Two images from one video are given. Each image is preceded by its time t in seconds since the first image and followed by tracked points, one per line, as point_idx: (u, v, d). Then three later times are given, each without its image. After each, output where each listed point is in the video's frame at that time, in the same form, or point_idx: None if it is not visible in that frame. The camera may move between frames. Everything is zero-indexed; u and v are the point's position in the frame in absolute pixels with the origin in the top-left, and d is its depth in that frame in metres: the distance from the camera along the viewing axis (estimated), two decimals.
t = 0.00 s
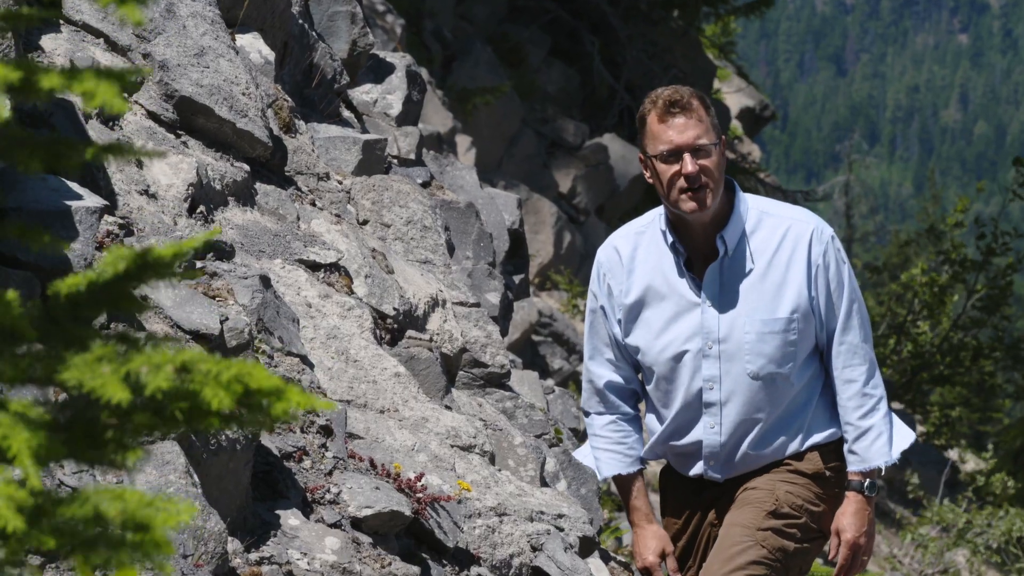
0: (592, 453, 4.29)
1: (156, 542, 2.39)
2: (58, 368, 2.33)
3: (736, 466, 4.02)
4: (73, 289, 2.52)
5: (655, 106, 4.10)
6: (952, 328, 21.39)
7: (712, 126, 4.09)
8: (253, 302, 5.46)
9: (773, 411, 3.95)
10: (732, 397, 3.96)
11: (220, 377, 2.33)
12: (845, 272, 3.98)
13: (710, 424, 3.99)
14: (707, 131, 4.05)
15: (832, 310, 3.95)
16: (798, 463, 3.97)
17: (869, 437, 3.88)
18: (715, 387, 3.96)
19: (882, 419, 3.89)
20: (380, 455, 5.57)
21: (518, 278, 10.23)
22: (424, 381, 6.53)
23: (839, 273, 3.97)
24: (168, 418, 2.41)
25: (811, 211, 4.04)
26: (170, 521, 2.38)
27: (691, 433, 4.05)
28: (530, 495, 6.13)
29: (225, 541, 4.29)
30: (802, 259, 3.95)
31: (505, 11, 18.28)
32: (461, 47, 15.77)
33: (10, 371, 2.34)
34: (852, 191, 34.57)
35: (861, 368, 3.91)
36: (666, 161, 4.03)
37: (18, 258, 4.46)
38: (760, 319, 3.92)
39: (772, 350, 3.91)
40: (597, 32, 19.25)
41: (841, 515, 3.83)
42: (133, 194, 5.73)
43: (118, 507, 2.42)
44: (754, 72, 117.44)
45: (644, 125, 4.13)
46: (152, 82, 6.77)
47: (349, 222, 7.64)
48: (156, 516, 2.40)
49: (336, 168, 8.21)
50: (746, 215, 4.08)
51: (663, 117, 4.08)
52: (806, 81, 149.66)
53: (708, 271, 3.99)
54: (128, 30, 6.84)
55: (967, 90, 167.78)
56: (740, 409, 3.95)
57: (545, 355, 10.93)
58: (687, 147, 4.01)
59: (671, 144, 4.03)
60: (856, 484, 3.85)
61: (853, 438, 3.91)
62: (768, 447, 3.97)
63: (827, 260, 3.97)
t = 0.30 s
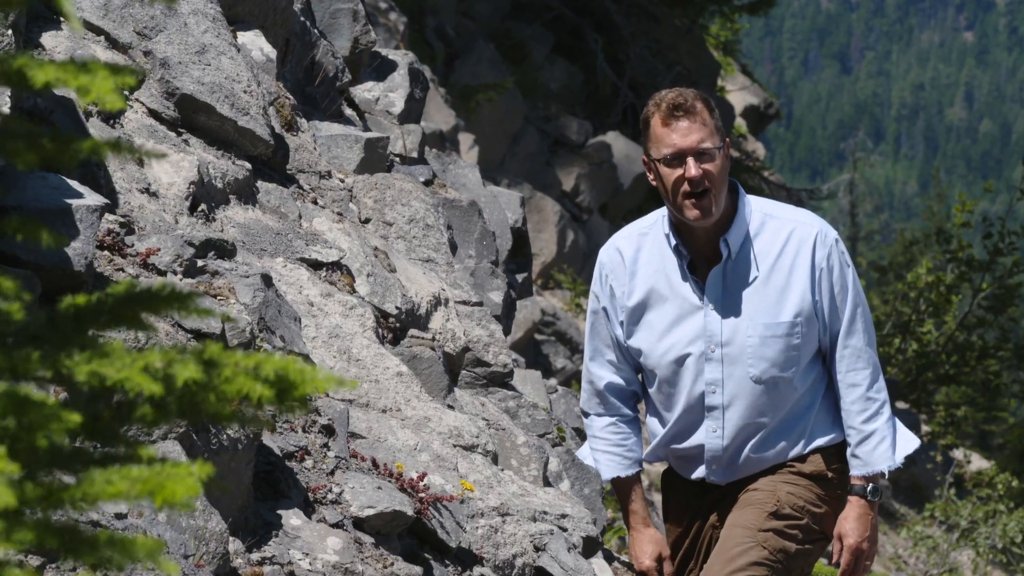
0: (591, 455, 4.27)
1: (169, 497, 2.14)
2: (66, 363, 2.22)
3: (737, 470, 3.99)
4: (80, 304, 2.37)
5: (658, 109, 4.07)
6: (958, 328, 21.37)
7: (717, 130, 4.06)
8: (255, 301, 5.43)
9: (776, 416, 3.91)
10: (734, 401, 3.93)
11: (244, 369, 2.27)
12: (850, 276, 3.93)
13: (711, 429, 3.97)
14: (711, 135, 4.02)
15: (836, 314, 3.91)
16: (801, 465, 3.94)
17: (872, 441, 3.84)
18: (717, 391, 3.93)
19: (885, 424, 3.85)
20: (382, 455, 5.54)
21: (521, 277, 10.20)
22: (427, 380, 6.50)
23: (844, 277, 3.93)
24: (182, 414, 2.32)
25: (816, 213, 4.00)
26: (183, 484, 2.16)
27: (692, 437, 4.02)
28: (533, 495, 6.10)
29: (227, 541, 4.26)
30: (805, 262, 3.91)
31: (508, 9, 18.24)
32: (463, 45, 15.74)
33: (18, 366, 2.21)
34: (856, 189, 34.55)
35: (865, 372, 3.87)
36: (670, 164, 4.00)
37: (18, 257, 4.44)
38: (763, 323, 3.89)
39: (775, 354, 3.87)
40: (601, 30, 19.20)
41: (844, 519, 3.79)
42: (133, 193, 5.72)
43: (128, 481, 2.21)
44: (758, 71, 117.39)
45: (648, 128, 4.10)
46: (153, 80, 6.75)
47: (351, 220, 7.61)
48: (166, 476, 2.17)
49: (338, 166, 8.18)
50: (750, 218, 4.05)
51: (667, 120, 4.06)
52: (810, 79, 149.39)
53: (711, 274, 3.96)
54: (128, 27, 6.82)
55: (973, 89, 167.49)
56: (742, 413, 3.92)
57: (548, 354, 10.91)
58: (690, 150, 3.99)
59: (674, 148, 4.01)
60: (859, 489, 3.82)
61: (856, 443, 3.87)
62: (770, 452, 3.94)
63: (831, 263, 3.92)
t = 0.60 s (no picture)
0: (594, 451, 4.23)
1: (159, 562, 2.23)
2: (60, 370, 2.29)
3: (738, 467, 3.96)
4: (83, 298, 2.46)
5: (663, 101, 4.03)
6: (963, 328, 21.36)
7: (722, 122, 4.01)
8: (256, 300, 5.41)
9: (777, 412, 3.88)
10: (737, 397, 3.90)
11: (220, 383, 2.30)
12: (855, 273, 3.90)
13: (713, 424, 3.94)
14: (716, 127, 3.98)
15: (840, 311, 3.88)
16: (804, 464, 3.90)
17: (874, 440, 3.80)
18: (719, 386, 3.91)
19: (888, 423, 3.82)
20: (384, 454, 5.51)
21: (523, 276, 10.17)
22: (430, 380, 6.46)
23: (848, 275, 3.90)
24: (179, 429, 2.37)
25: (820, 211, 3.98)
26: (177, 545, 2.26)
27: (694, 433, 4.00)
28: (536, 494, 6.07)
29: (228, 542, 4.24)
30: (809, 259, 3.89)
31: (511, 7, 18.21)
32: (465, 43, 15.73)
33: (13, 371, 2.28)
34: (861, 187, 34.54)
35: (868, 371, 3.85)
36: (674, 156, 3.96)
37: (18, 256, 4.41)
38: (766, 318, 3.86)
39: (778, 350, 3.84)
40: (604, 27, 19.17)
41: (845, 519, 3.77)
42: (134, 191, 5.69)
43: (126, 526, 2.31)
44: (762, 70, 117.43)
45: (653, 119, 4.06)
46: (154, 77, 6.72)
47: (353, 219, 7.58)
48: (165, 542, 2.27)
49: (340, 164, 8.15)
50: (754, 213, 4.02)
51: (672, 111, 4.01)
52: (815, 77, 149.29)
53: (715, 268, 3.94)
54: (129, 26, 6.80)
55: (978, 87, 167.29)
56: (745, 409, 3.89)
57: (551, 353, 10.89)
58: (695, 142, 3.95)
59: (679, 139, 3.97)
60: (860, 488, 3.79)
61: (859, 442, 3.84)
62: (772, 449, 3.90)
63: (835, 260, 3.90)
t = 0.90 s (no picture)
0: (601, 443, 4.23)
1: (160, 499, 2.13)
2: (69, 362, 2.21)
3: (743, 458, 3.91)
4: (78, 297, 2.35)
5: (675, 87, 4.04)
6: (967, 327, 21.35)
7: (733, 109, 4.01)
8: (257, 299, 5.38)
9: (782, 402, 3.85)
10: (742, 385, 3.87)
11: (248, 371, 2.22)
12: (864, 267, 3.87)
13: (717, 413, 3.91)
14: (726, 113, 3.98)
15: (847, 302, 3.85)
16: (810, 461, 3.86)
17: (879, 435, 3.78)
18: (723, 375, 3.88)
19: (893, 418, 3.78)
20: (386, 455, 5.48)
21: (527, 275, 10.15)
22: (432, 379, 6.43)
23: (857, 267, 3.87)
24: (183, 414, 2.30)
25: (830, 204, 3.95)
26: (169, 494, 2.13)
27: (698, 423, 3.97)
28: (539, 495, 6.05)
29: (230, 542, 4.20)
30: (817, 250, 3.86)
31: (514, 5, 18.17)
32: (468, 41, 15.70)
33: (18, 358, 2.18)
34: (864, 186, 34.55)
35: (875, 365, 3.81)
36: (683, 142, 3.96)
37: (19, 255, 4.38)
38: (771, 307, 3.84)
39: (783, 339, 3.81)
40: (607, 25, 19.15)
41: (850, 514, 3.72)
42: (135, 190, 5.66)
43: (122, 485, 2.20)
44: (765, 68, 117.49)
45: (665, 106, 4.07)
46: (155, 75, 6.70)
47: (355, 218, 7.55)
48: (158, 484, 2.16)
49: (341, 163, 8.13)
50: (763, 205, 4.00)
51: (683, 97, 4.01)
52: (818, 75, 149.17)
53: (722, 256, 3.92)
54: (130, 23, 6.78)
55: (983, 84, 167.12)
56: (749, 399, 3.87)
57: (554, 353, 10.86)
58: (704, 128, 3.95)
59: (688, 125, 3.97)
60: (865, 484, 3.75)
61: (864, 437, 3.80)
62: (777, 441, 3.86)
63: (843, 253, 3.87)
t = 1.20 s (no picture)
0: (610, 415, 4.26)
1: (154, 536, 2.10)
2: (56, 364, 2.20)
3: (744, 445, 3.89)
4: (83, 304, 2.38)
5: (682, 74, 4.06)
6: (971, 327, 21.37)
7: (742, 96, 4.00)
8: (259, 298, 5.36)
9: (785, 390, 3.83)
10: (743, 370, 3.87)
11: (229, 375, 2.21)
12: (872, 260, 3.86)
13: (718, 397, 3.90)
14: (734, 99, 3.98)
15: (854, 294, 3.84)
16: (815, 457, 3.84)
17: (883, 429, 3.74)
18: (725, 359, 3.88)
19: (898, 413, 3.75)
20: (388, 455, 5.46)
21: (530, 274, 10.13)
22: (434, 379, 6.41)
23: (867, 261, 3.86)
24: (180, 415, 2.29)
25: (843, 197, 3.95)
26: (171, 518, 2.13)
27: (699, 407, 3.96)
28: (541, 494, 6.02)
29: (231, 542, 4.18)
30: (825, 240, 3.86)
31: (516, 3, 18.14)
32: (470, 39, 15.67)
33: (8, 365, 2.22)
34: (868, 184, 34.56)
35: (882, 359, 3.78)
36: (689, 129, 3.99)
37: (17, 253, 4.36)
38: (774, 292, 3.85)
39: (785, 325, 3.82)
40: (610, 23, 19.13)
41: (850, 503, 3.69)
42: (136, 188, 5.65)
43: (120, 507, 2.19)
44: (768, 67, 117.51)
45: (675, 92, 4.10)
46: (156, 73, 6.68)
47: (356, 216, 7.53)
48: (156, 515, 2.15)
49: (343, 161, 8.11)
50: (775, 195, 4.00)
51: (689, 84, 4.03)
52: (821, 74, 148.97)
53: (730, 240, 3.95)
54: (130, 21, 6.77)
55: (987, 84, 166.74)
56: (750, 384, 3.86)
57: (557, 352, 10.83)
58: (709, 116, 3.97)
59: (693, 113, 3.99)
60: (868, 474, 3.72)
61: (868, 430, 3.76)
62: (778, 430, 3.84)
63: (854, 245, 3.86)
